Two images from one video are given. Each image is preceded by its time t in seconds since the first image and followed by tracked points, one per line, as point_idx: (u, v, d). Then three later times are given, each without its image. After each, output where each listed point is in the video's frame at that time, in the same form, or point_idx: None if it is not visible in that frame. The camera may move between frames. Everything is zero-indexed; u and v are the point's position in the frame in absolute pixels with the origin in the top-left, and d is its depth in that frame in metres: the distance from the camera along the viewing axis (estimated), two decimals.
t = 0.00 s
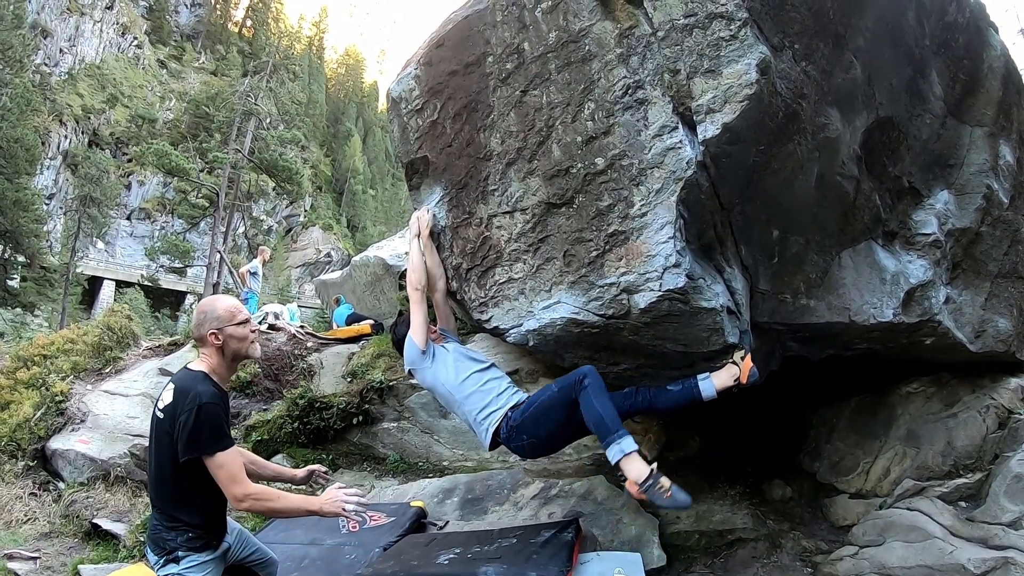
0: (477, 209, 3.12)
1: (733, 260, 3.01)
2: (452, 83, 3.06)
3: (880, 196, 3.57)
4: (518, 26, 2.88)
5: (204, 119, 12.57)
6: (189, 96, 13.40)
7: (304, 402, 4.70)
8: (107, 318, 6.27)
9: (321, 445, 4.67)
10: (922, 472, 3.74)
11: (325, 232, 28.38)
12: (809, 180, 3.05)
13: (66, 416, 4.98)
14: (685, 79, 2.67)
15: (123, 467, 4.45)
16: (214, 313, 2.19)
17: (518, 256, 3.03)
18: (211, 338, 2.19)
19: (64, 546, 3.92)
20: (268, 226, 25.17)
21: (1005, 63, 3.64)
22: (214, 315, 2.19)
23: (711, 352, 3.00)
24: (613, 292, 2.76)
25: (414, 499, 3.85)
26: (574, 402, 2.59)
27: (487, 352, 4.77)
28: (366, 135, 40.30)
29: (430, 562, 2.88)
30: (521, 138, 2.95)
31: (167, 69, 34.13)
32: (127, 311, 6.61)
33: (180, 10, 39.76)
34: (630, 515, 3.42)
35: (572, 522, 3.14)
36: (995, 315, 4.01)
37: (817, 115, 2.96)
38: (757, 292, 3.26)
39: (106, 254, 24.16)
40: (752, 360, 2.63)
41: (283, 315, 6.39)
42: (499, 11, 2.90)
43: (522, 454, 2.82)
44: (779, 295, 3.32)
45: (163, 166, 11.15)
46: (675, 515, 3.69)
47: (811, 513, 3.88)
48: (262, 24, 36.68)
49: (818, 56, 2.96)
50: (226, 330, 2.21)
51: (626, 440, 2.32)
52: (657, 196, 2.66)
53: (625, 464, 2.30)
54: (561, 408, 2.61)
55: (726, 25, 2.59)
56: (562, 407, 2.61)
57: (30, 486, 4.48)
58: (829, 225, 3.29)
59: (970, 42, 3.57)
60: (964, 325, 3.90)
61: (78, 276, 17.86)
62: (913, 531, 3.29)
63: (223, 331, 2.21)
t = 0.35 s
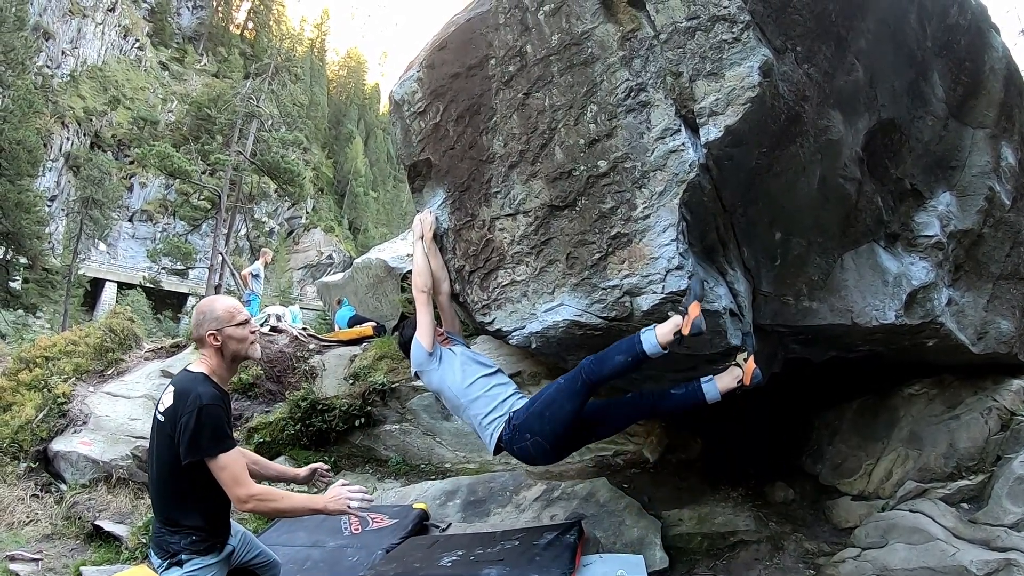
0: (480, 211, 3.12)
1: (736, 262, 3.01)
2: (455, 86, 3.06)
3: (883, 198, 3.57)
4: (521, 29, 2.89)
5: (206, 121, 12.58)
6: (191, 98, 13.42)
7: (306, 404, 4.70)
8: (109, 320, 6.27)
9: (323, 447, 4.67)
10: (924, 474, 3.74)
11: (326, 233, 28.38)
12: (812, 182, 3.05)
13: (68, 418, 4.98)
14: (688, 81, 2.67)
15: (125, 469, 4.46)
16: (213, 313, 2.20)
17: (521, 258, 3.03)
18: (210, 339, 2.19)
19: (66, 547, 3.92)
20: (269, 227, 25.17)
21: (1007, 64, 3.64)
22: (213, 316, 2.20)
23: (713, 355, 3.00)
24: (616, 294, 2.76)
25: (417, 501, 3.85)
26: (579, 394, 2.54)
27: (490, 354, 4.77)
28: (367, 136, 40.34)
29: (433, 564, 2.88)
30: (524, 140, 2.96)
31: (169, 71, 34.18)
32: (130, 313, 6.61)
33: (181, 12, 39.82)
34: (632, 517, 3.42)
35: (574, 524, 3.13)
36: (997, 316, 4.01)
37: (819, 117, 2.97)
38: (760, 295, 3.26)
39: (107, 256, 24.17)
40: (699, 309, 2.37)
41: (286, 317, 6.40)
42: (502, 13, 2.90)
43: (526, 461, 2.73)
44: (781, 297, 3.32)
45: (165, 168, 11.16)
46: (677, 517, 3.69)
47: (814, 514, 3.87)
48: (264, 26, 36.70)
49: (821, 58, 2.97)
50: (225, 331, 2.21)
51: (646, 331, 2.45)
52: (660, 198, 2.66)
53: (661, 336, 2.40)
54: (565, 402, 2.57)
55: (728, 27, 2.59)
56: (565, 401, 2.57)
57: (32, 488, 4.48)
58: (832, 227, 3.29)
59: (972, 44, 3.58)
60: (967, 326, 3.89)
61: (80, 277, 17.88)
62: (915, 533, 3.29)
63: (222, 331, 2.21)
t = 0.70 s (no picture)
0: (481, 213, 3.12)
1: (737, 263, 3.01)
2: (456, 88, 3.07)
3: (883, 198, 3.57)
4: (522, 31, 2.89)
5: (207, 122, 12.59)
6: (192, 99, 13.42)
7: (307, 406, 4.70)
8: (111, 322, 6.27)
9: (325, 448, 4.67)
10: (925, 475, 3.74)
11: (326, 234, 28.39)
12: (813, 183, 3.05)
13: (69, 420, 4.98)
14: (689, 83, 2.67)
15: (127, 471, 4.46)
16: (212, 315, 2.20)
17: (522, 260, 3.04)
18: (209, 340, 2.19)
19: (67, 549, 3.92)
20: (270, 228, 25.19)
21: (1008, 64, 3.64)
22: (212, 318, 2.20)
23: (714, 356, 3.00)
24: (617, 295, 2.76)
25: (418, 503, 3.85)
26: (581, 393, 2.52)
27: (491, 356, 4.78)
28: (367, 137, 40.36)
29: (434, 566, 2.88)
30: (525, 141, 2.96)
31: (169, 72, 34.20)
32: (131, 315, 6.61)
33: (181, 14, 39.86)
34: (634, 518, 3.42)
35: (576, 525, 3.13)
36: (998, 316, 4.01)
37: (820, 118, 2.97)
38: (760, 296, 3.26)
39: (107, 257, 24.17)
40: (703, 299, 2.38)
41: (285, 318, 6.47)
42: (503, 15, 2.91)
43: (519, 463, 2.68)
44: (782, 298, 3.32)
45: (166, 169, 11.15)
46: (678, 518, 3.70)
47: (815, 515, 3.87)
48: (264, 28, 36.69)
49: (821, 59, 2.97)
50: (223, 332, 2.21)
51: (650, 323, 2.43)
52: (661, 199, 2.66)
53: (665, 326, 2.39)
54: (565, 399, 2.54)
55: (729, 29, 2.59)
56: (566, 399, 2.54)
57: (34, 490, 4.49)
58: (832, 228, 3.29)
59: (972, 44, 3.58)
60: (968, 327, 3.89)
61: (81, 279, 17.87)
62: (917, 533, 3.29)
63: (220, 332, 2.21)
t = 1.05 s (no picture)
0: (477, 212, 3.12)
1: (733, 261, 3.01)
2: (451, 86, 3.07)
3: (881, 197, 3.57)
4: (517, 29, 2.89)
5: (205, 122, 12.58)
6: (190, 100, 13.42)
7: (304, 406, 4.69)
8: (109, 322, 6.26)
9: (322, 448, 4.67)
10: (923, 473, 3.74)
11: (325, 234, 28.37)
12: (809, 182, 3.05)
13: (67, 420, 4.98)
14: (685, 81, 2.67)
15: (124, 471, 4.45)
16: (203, 314, 2.19)
17: (518, 259, 3.04)
18: (201, 339, 2.19)
19: (65, 549, 3.92)
20: (269, 228, 25.19)
21: (1005, 63, 3.64)
22: (204, 316, 2.20)
23: (711, 355, 3.00)
24: (613, 294, 2.76)
25: (416, 502, 3.85)
26: (575, 370, 2.50)
27: (488, 355, 4.77)
28: (366, 137, 40.35)
29: (431, 565, 2.88)
30: (521, 140, 2.96)
31: (168, 72, 34.19)
32: (129, 315, 6.60)
33: (180, 14, 39.83)
34: (631, 517, 3.42)
35: (573, 525, 3.13)
36: (996, 315, 4.01)
37: (816, 116, 2.97)
38: (757, 294, 3.26)
39: (107, 258, 24.16)
40: (689, 268, 2.38)
41: (284, 319, 6.37)
42: (499, 14, 2.90)
43: (513, 443, 2.65)
44: (779, 297, 3.32)
45: (164, 169, 11.14)
46: (676, 517, 3.70)
47: (813, 514, 3.87)
48: (262, 28, 36.66)
49: (818, 58, 2.97)
50: (216, 331, 2.21)
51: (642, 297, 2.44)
52: (656, 198, 2.66)
53: (655, 299, 2.40)
54: (560, 375, 2.54)
55: (724, 27, 2.59)
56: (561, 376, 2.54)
57: (31, 490, 4.48)
58: (829, 227, 3.29)
59: (969, 43, 3.58)
60: (966, 325, 3.89)
61: (80, 280, 17.88)
62: (915, 532, 3.29)
63: (212, 331, 2.21)
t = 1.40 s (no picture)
0: (476, 211, 3.13)
1: (732, 261, 3.02)
2: (451, 85, 3.07)
3: (879, 197, 3.57)
4: (517, 28, 2.89)
5: (204, 120, 12.57)
6: (189, 98, 13.40)
7: (303, 404, 4.69)
8: (107, 320, 6.25)
9: (321, 446, 4.67)
10: (921, 473, 3.74)
11: (324, 233, 28.33)
12: (807, 182, 3.06)
13: (65, 418, 4.97)
14: (684, 81, 2.68)
15: (123, 469, 4.46)
16: (201, 311, 2.20)
17: (517, 257, 3.04)
18: (199, 336, 2.19)
19: (63, 547, 3.93)
20: (268, 227, 25.18)
21: (1004, 63, 3.64)
22: (201, 314, 2.20)
23: (710, 354, 3.01)
24: (611, 293, 2.76)
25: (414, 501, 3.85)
26: (585, 376, 2.50)
27: (486, 354, 4.77)
28: (365, 136, 40.32)
29: (429, 564, 2.88)
30: (520, 139, 2.96)
31: (167, 71, 34.15)
32: (128, 313, 6.59)
33: (179, 13, 39.80)
34: (629, 516, 3.42)
35: (572, 522, 3.15)
36: (994, 316, 4.01)
37: (815, 116, 2.97)
38: (756, 294, 3.27)
39: (105, 256, 24.14)
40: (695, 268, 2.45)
41: (283, 317, 6.39)
42: (498, 13, 2.91)
43: (516, 443, 2.65)
44: (777, 297, 3.32)
45: (163, 168, 11.13)
46: (674, 516, 3.70)
47: (811, 513, 3.88)
48: (261, 26, 36.63)
49: (817, 57, 2.97)
50: (213, 328, 2.21)
51: (651, 301, 2.43)
52: (655, 197, 2.66)
53: (664, 302, 2.41)
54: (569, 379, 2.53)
55: (724, 27, 2.60)
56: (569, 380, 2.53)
57: (30, 488, 4.48)
58: (827, 227, 3.30)
59: (968, 44, 3.58)
60: (963, 325, 3.90)
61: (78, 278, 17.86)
62: (912, 532, 3.30)
63: (211, 328, 2.21)
